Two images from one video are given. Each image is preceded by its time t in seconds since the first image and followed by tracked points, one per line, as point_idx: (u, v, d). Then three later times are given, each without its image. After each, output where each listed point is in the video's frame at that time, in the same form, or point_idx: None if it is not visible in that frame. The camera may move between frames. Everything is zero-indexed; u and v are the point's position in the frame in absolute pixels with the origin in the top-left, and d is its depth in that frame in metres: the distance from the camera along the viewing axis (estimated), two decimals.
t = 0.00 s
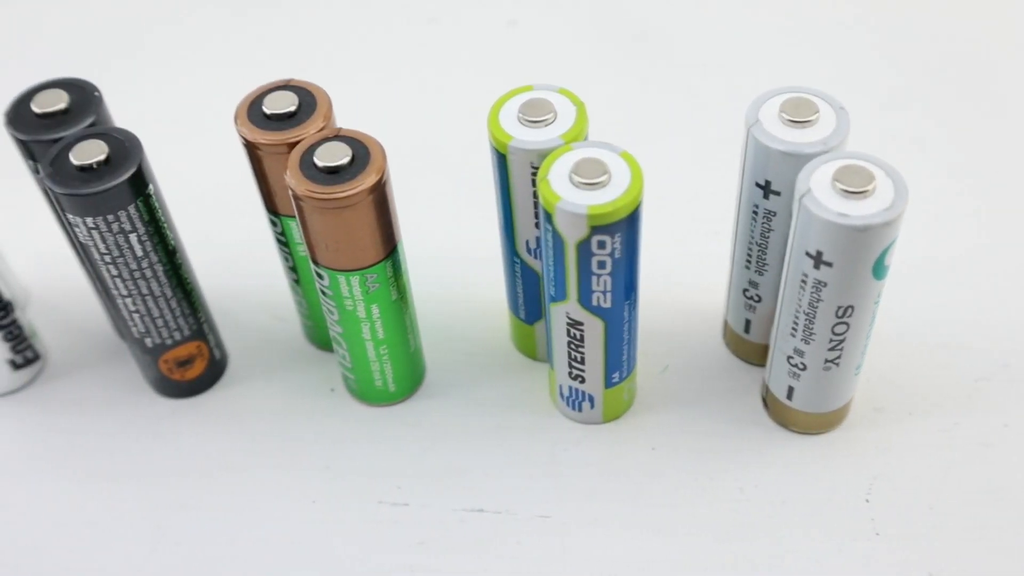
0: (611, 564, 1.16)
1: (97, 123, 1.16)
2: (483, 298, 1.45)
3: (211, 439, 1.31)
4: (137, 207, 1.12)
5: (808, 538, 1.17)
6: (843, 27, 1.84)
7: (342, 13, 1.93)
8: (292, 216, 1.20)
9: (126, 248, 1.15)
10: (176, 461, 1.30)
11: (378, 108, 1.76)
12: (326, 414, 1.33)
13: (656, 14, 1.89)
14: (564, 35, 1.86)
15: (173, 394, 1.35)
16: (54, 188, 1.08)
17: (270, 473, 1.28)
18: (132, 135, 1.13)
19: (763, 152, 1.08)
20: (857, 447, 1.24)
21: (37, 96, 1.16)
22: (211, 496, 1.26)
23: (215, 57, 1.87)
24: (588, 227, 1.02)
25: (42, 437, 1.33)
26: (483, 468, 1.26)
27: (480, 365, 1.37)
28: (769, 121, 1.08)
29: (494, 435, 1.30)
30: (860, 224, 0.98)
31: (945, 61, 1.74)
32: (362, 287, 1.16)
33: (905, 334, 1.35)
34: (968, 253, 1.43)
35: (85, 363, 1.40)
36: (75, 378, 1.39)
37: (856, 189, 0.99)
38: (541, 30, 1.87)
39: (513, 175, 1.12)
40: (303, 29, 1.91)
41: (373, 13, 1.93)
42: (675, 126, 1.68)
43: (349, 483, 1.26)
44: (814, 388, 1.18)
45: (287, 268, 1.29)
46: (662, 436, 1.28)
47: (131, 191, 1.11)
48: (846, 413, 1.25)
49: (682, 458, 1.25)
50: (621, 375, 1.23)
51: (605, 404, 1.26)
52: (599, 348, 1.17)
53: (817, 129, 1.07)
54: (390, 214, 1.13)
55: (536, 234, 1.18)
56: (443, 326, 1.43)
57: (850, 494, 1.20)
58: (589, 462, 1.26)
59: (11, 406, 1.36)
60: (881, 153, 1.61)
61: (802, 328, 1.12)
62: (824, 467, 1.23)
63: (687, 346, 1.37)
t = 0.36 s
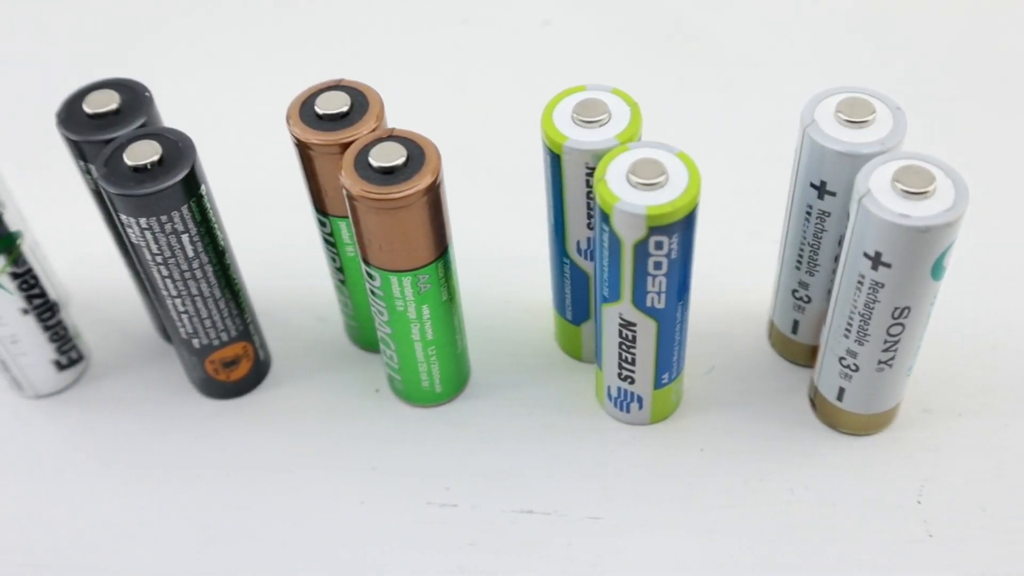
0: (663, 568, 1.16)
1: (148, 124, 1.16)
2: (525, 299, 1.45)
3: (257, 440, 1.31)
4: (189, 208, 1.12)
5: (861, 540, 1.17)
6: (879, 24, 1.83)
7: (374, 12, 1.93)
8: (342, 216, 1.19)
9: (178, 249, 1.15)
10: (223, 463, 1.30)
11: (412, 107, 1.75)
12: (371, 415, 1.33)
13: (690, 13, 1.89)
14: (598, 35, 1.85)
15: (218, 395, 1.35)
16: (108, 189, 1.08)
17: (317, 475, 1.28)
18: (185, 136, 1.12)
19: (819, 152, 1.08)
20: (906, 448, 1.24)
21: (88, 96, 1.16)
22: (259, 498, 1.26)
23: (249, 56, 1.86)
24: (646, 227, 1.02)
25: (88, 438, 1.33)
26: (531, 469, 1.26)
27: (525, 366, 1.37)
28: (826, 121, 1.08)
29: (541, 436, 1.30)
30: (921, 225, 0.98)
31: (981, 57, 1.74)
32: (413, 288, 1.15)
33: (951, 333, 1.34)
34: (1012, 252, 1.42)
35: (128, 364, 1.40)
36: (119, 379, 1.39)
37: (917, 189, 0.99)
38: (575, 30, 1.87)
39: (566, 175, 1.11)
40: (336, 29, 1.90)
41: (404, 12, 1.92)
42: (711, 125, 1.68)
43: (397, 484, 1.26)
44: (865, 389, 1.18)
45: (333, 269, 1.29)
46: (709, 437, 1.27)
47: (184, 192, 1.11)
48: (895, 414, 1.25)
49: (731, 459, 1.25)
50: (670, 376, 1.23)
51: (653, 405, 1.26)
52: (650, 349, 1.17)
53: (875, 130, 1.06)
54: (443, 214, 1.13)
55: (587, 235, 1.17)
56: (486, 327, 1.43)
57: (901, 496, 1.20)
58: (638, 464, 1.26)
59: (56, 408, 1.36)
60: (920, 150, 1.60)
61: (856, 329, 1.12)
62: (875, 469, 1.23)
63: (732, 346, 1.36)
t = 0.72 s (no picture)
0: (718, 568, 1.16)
1: (202, 125, 1.15)
2: (569, 299, 1.45)
3: (305, 441, 1.31)
4: (244, 208, 1.12)
5: (916, 542, 1.16)
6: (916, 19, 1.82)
7: (408, 13, 1.93)
8: (395, 216, 1.19)
9: (232, 250, 1.15)
10: (271, 463, 1.30)
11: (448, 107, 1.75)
12: (419, 415, 1.32)
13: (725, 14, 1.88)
14: (634, 35, 1.85)
15: (265, 396, 1.35)
16: (164, 189, 1.08)
17: (366, 476, 1.27)
18: (240, 136, 1.12)
19: (878, 152, 1.07)
20: (959, 450, 1.23)
21: (141, 97, 1.16)
22: (308, 498, 1.26)
23: (284, 59, 1.87)
24: (708, 227, 1.02)
25: (138, 439, 1.33)
26: (581, 470, 1.26)
27: (572, 367, 1.37)
28: (885, 121, 1.08)
29: (590, 437, 1.29)
30: (987, 224, 0.97)
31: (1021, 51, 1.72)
32: (468, 288, 1.15)
33: (1000, 333, 1.34)
34: None
35: (174, 365, 1.40)
36: (166, 380, 1.39)
37: (981, 189, 0.98)
38: (610, 30, 1.86)
39: (623, 175, 1.11)
40: (370, 32, 1.90)
41: (438, 12, 1.92)
42: (751, 125, 1.67)
43: (447, 485, 1.25)
44: (921, 390, 1.17)
45: (382, 270, 1.28)
46: (761, 438, 1.27)
47: (240, 193, 1.10)
48: (947, 415, 1.24)
49: (783, 460, 1.25)
50: (723, 376, 1.22)
51: (704, 406, 1.25)
52: (705, 349, 1.17)
53: (935, 129, 1.06)
54: (499, 215, 1.12)
55: (640, 235, 1.17)
56: (531, 327, 1.42)
57: (956, 498, 1.20)
58: (689, 464, 1.25)
59: (104, 411, 1.36)
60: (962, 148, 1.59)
61: (914, 330, 1.11)
62: (927, 470, 1.22)
63: (780, 347, 1.36)
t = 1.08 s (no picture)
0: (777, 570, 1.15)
1: (258, 125, 1.15)
2: (616, 300, 1.44)
3: (356, 442, 1.31)
4: (302, 209, 1.11)
5: (975, 543, 1.16)
6: (956, 15, 1.81)
7: (446, 13, 1.92)
8: (449, 216, 1.19)
9: (289, 250, 1.14)
10: (322, 463, 1.29)
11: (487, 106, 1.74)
12: (470, 417, 1.32)
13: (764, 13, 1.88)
14: (673, 34, 1.84)
15: (314, 397, 1.34)
16: (223, 190, 1.08)
17: (418, 477, 1.27)
18: (297, 136, 1.12)
19: (941, 152, 1.07)
20: (1015, 450, 1.23)
21: (197, 97, 1.16)
22: (361, 498, 1.26)
23: (324, 59, 1.86)
24: (772, 228, 1.01)
25: (188, 439, 1.33)
26: (635, 471, 1.26)
27: (621, 367, 1.37)
28: (948, 122, 1.07)
29: (642, 438, 1.29)
30: None
31: None
32: (525, 289, 1.15)
33: None
34: None
35: (222, 366, 1.40)
36: (214, 380, 1.38)
37: None
38: (650, 29, 1.86)
39: (682, 175, 1.11)
40: (408, 32, 1.90)
41: (473, 11, 1.92)
42: (792, 123, 1.67)
43: (501, 487, 1.25)
44: (978, 391, 1.17)
45: (433, 270, 1.28)
46: (814, 440, 1.26)
47: (298, 193, 1.10)
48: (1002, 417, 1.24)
49: (837, 461, 1.24)
50: (777, 378, 1.22)
51: (757, 407, 1.25)
52: (762, 351, 1.16)
53: (999, 130, 1.05)
54: (557, 216, 1.12)
55: (697, 235, 1.17)
56: (579, 328, 1.42)
57: (1013, 499, 1.19)
58: (744, 465, 1.25)
59: (153, 411, 1.36)
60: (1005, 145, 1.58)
61: (974, 331, 1.11)
62: (984, 472, 1.22)
63: (831, 347, 1.36)
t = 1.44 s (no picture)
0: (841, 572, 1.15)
1: (321, 126, 1.15)
2: (668, 301, 1.44)
3: (412, 443, 1.31)
4: (367, 210, 1.11)
5: None
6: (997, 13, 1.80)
7: (487, 15, 1.92)
8: (510, 217, 1.18)
9: (352, 251, 1.14)
10: (379, 463, 1.29)
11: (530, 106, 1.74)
12: (525, 418, 1.32)
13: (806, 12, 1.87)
14: (714, 34, 1.84)
15: (369, 398, 1.34)
16: (289, 190, 1.07)
17: (476, 477, 1.27)
18: (362, 137, 1.11)
19: (1011, 153, 1.06)
20: None
21: (259, 97, 1.15)
22: (419, 499, 1.25)
23: (365, 61, 1.86)
24: (844, 229, 1.01)
25: (242, 439, 1.33)
26: (694, 473, 1.25)
27: (676, 368, 1.36)
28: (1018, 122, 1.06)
29: (700, 439, 1.29)
30: None
31: None
32: (589, 290, 1.15)
33: None
34: None
35: (275, 367, 1.40)
36: (267, 381, 1.38)
37: None
38: (692, 28, 1.85)
39: (749, 175, 1.10)
40: (449, 31, 1.90)
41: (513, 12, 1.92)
42: (838, 123, 1.66)
43: (559, 488, 1.25)
44: None
45: (490, 270, 1.28)
46: (874, 441, 1.26)
47: (364, 194, 1.10)
48: None
49: (898, 462, 1.24)
50: (839, 379, 1.21)
51: (817, 409, 1.25)
52: (826, 352, 1.16)
53: None
54: (622, 217, 1.11)
55: (761, 236, 1.16)
56: (631, 329, 1.42)
57: None
58: (803, 467, 1.24)
59: (207, 412, 1.36)
60: None
61: None
62: None
63: (887, 347, 1.35)
